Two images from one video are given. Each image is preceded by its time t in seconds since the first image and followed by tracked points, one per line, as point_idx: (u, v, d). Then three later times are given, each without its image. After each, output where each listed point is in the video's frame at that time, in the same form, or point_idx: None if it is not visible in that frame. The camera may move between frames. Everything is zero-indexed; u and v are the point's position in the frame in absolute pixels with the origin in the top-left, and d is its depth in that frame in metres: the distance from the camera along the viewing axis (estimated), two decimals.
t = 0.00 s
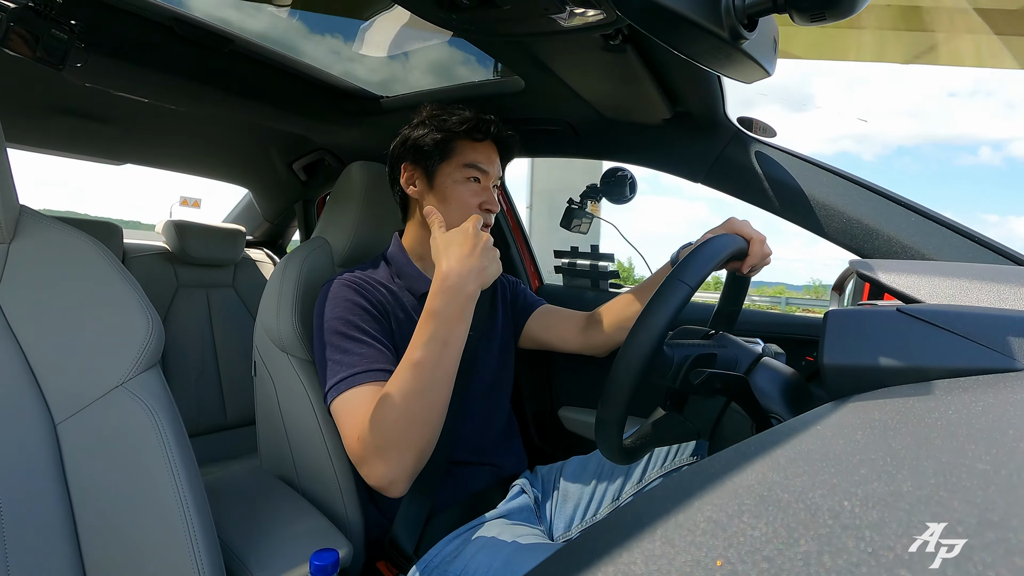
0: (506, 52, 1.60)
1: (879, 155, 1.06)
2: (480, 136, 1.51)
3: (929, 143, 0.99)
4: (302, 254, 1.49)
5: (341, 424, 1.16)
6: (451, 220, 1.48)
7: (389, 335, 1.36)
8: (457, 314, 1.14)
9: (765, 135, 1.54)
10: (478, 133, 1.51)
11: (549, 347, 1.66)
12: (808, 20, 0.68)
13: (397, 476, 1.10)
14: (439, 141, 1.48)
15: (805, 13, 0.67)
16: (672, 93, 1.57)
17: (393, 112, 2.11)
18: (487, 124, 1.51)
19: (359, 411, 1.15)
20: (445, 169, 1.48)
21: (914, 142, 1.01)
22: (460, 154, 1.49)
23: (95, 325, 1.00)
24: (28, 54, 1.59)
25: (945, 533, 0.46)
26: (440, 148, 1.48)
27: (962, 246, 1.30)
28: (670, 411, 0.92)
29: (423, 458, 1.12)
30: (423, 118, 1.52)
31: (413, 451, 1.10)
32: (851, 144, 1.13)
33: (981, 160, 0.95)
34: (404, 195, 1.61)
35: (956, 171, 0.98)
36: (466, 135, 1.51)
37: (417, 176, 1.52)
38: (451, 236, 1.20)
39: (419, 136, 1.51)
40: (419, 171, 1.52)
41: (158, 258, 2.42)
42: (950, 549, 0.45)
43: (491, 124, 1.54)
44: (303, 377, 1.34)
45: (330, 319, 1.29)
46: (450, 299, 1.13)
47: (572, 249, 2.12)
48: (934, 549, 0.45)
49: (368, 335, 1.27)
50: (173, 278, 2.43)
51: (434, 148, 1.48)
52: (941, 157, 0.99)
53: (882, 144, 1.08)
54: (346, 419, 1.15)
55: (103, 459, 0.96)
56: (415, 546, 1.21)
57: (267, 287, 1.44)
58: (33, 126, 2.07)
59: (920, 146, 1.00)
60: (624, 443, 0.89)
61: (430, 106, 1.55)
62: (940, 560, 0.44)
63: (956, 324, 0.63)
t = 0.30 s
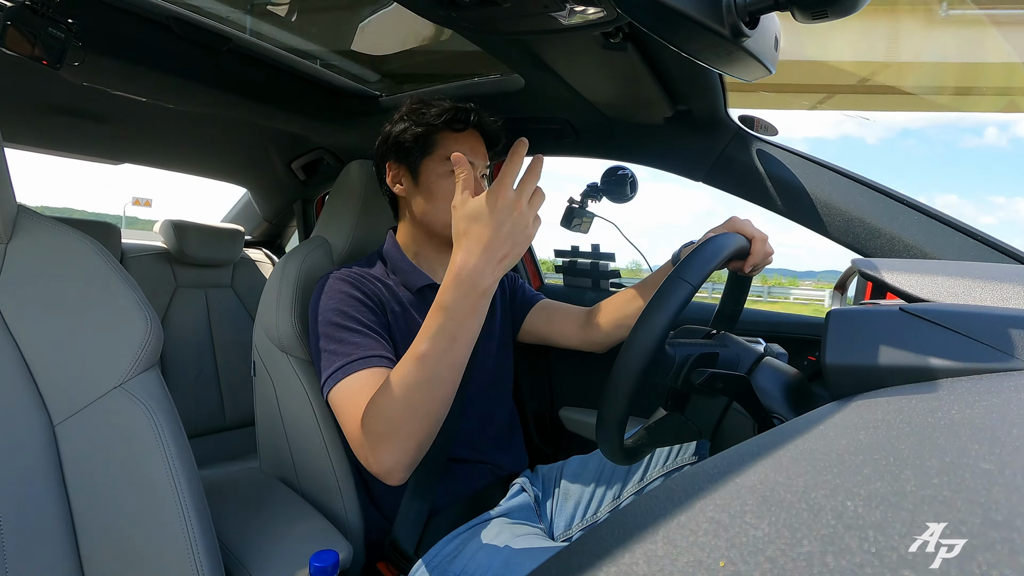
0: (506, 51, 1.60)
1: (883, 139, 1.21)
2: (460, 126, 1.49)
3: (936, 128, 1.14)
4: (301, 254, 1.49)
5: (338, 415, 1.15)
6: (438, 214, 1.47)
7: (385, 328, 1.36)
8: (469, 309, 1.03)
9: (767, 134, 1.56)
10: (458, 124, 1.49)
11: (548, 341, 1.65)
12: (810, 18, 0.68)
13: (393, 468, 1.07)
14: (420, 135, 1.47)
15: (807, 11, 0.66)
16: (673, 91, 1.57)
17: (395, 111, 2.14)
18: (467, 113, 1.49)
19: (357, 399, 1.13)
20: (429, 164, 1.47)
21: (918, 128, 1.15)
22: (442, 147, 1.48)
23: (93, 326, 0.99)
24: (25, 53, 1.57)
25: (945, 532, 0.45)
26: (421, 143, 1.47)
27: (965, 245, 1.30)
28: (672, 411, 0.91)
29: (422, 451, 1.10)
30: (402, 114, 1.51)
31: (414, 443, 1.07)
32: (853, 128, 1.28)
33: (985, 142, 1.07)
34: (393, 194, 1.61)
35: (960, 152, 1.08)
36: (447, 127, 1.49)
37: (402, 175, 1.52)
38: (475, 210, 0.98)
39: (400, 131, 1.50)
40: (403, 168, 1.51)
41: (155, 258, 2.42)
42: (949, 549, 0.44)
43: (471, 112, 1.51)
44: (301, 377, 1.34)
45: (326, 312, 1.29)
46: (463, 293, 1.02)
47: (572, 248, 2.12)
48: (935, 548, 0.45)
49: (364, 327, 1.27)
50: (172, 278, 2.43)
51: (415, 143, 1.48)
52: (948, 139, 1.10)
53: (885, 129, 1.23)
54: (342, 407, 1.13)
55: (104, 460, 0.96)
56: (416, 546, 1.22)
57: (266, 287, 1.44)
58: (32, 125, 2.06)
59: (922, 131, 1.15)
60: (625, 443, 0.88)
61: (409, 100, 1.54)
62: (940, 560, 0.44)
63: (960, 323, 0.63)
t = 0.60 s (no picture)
0: (506, 49, 1.59)
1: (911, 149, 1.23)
2: (475, 129, 1.53)
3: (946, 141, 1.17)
4: (299, 254, 1.49)
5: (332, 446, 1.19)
6: (444, 214, 1.48)
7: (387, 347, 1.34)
8: (459, 434, 1.00)
9: (768, 134, 1.49)
10: (473, 126, 1.52)
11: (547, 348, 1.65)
12: (812, 17, 0.67)
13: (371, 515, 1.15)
14: (434, 135, 1.50)
15: (809, 9, 0.66)
16: (674, 90, 1.55)
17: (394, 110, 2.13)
18: (483, 117, 1.52)
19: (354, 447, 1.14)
20: (440, 163, 1.50)
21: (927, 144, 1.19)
22: (455, 148, 1.51)
23: (91, 327, 0.99)
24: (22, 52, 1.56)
25: (945, 533, 0.45)
26: (435, 142, 1.50)
27: (968, 246, 1.30)
28: (671, 412, 0.89)
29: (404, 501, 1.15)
30: (417, 112, 1.53)
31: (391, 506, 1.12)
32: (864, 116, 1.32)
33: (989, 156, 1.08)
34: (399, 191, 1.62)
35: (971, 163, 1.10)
36: (461, 128, 1.52)
37: (413, 173, 1.54)
38: (485, 343, 0.93)
39: (414, 130, 1.53)
40: (414, 166, 1.54)
41: (153, 258, 2.42)
42: (950, 549, 0.44)
43: (486, 116, 1.55)
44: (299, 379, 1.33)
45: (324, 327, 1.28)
46: (454, 421, 0.97)
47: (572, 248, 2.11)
48: (935, 548, 0.44)
49: (360, 349, 1.25)
50: (170, 278, 2.43)
51: (429, 142, 1.50)
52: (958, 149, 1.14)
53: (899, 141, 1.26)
54: (336, 447, 1.17)
55: (100, 461, 0.95)
56: (414, 549, 1.21)
57: (265, 287, 1.44)
58: (28, 124, 2.05)
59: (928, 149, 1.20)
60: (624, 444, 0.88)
61: (424, 100, 1.56)
62: (939, 560, 0.44)
63: (962, 324, 0.62)
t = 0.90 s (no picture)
0: (506, 48, 1.59)
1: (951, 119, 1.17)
2: (468, 129, 1.53)
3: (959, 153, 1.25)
4: (298, 254, 1.48)
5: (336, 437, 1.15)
6: (442, 216, 1.48)
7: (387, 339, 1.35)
8: (441, 342, 1.07)
9: (769, 132, 1.52)
10: (466, 126, 1.52)
11: (549, 344, 1.65)
12: (813, 15, 0.67)
13: (388, 494, 1.11)
14: (428, 136, 1.49)
15: (811, 7, 0.65)
16: (675, 88, 1.55)
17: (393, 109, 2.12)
18: (475, 116, 1.53)
19: (353, 426, 1.13)
20: (434, 165, 1.49)
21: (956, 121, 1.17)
22: (448, 149, 1.50)
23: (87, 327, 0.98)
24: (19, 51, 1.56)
25: (945, 533, 0.45)
26: (428, 144, 1.49)
27: (971, 244, 1.29)
28: (675, 413, 0.88)
29: (415, 469, 1.12)
30: (409, 115, 1.53)
31: (405, 470, 1.10)
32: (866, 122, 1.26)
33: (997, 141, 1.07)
34: (395, 194, 1.61)
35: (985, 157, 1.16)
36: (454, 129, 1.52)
37: (407, 176, 1.54)
38: (432, 248, 1.09)
39: (407, 133, 1.52)
40: (408, 169, 1.53)
41: (151, 257, 2.42)
42: (950, 549, 0.44)
43: (478, 116, 1.55)
44: (298, 379, 1.33)
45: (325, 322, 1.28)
46: (432, 327, 1.06)
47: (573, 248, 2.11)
48: (935, 548, 0.44)
49: (364, 338, 1.26)
50: (168, 278, 2.42)
51: (423, 144, 1.49)
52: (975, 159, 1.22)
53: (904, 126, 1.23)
54: (338, 433, 1.14)
55: (98, 462, 0.95)
56: (414, 551, 1.20)
57: (263, 287, 1.43)
58: (26, 124, 2.04)
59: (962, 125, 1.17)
60: (625, 445, 0.88)
61: (417, 102, 1.56)
62: (940, 561, 0.43)
63: (964, 324, 0.62)
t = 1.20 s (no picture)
0: (506, 47, 1.59)
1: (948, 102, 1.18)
2: (475, 127, 1.55)
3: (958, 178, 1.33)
4: (297, 253, 1.48)
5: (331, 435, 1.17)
6: (446, 209, 1.48)
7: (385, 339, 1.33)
8: (450, 385, 1.00)
9: (770, 131, 1.52)
10: (473, 125, 1.54)
11: (547, 348, 1.63)
12: (815, 13, 0.66)
13: (374, 500, 1.14)
14: (435, 131, 1.52)
15: (813, 5, 0.65)
16: (676, 87, 1.54)
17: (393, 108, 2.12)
18: (483, 115, 1.55)
19: (350, 429, 1.14)
20: (441, 160, 1.51)
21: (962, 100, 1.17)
22: (455, 145, 1.52)
23: (84, 326, 0.98)
24: (16, 50, 1.55)
25: (945, 532, 0.45)
26: (436, 139, 1.52)
27: (974, 246, 1.28)
28: (675, 413, 0.89)
29: (401, 485, 1.12)
30: (419, 113, 1.56)
31: (389, 486, 1.11)
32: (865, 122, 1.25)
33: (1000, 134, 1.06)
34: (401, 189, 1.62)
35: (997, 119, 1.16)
36: (461, 126, 1.54)
37: (413, 170, 1.54)
38: (469, 285, 0.96)
39: (415, 129, 1.54)
40: (414, 163, 1.54)
41: (149, 257, 2.42)
42: (950, 549, 0.43)
43: (486, 115, 1.57)
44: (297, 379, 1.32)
45: (319, 324, 1.28)
46: (443, 370, 0.98)
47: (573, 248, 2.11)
48: (934, 548, 0.44)
49: (363, 339, 1.25)
50: (166, 278, 2.42)
51: (430, 138, 1.52)
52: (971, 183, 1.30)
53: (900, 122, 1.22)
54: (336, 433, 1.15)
55: (95, 462, 0.94)
56: (414, 553, 1.20)
57: (262, 287, 1.43)
58: (23, 123, 2.04)
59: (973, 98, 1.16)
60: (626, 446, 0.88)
61: (425, 102, 1.59)
62: (940, 560, 0.43)
63: (967, 324, 0.62)
